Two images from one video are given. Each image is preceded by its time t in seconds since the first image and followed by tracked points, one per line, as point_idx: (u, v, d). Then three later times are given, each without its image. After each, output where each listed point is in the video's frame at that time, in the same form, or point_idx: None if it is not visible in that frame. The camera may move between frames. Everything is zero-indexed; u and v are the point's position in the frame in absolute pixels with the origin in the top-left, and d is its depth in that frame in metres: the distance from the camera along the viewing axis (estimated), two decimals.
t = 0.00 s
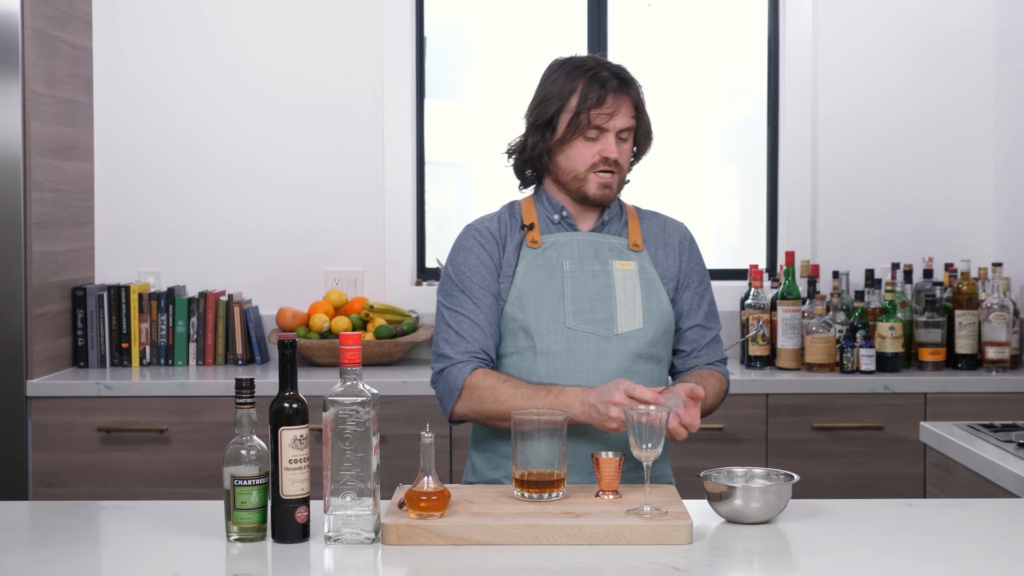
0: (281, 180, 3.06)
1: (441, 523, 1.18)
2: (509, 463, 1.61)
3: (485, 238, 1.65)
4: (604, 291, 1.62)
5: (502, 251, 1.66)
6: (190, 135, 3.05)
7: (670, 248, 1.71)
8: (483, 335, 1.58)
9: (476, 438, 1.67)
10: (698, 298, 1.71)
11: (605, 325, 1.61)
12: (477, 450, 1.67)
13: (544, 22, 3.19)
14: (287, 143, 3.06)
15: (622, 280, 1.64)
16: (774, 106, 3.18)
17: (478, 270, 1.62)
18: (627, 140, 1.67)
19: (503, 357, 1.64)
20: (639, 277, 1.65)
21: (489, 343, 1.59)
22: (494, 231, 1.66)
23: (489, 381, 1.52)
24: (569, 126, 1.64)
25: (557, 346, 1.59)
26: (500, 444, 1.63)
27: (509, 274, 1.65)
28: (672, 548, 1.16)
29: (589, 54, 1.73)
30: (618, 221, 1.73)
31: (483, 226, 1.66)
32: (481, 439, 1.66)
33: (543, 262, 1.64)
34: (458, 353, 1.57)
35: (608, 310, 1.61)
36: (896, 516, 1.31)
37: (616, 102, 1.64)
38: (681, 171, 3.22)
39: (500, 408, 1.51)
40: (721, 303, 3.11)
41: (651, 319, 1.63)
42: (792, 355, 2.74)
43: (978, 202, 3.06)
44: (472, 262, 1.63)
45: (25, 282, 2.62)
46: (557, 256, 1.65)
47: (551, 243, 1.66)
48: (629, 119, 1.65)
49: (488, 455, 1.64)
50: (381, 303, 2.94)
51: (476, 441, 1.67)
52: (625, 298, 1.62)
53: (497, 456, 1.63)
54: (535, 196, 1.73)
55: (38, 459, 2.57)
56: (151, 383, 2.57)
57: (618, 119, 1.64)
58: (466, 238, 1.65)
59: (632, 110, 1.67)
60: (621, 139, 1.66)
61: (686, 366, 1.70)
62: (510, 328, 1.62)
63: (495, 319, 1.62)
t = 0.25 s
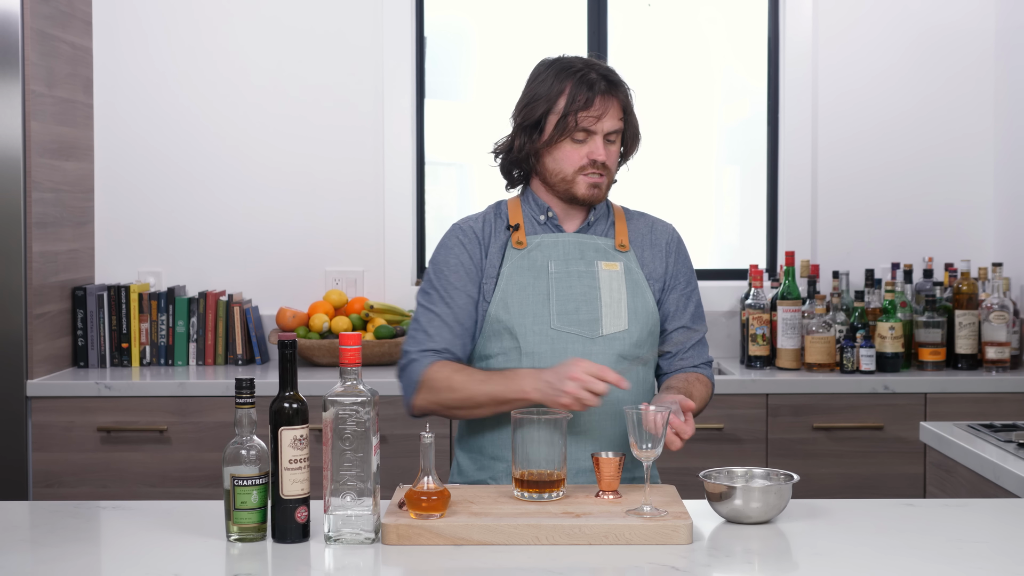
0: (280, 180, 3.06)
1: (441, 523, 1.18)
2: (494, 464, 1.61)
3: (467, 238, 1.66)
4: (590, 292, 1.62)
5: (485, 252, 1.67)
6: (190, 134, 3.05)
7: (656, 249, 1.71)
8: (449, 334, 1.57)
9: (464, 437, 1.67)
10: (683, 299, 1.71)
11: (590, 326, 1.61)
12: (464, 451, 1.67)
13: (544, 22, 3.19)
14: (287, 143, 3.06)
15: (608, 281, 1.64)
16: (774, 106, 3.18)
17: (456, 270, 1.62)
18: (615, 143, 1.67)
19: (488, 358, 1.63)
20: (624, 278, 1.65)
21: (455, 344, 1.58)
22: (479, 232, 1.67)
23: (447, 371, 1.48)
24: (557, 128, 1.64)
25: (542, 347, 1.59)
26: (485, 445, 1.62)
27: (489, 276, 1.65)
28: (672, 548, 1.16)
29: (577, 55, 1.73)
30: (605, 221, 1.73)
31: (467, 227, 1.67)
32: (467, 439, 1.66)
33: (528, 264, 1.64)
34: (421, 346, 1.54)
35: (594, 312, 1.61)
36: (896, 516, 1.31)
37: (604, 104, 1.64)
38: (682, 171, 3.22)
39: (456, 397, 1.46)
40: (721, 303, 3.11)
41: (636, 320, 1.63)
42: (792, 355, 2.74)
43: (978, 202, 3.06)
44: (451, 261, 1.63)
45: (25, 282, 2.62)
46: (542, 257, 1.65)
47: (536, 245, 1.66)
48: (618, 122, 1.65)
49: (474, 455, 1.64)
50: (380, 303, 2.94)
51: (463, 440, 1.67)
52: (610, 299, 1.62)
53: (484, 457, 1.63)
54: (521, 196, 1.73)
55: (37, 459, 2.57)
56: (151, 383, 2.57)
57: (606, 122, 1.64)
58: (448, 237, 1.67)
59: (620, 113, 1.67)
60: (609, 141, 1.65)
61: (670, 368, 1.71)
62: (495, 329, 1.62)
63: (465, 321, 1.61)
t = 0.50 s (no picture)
0: (280, 180, 3.06)
1: (441, 523, 1.18)
2: (493, 465, 1.61)
3: (463, 240, 1.68)
4: (588, 295, 1.62)
5: (482, 254, 1.68)
6: (190, 134, 3.05)
7: (657, 251, 1.71)
8: (414, 333, 1.64)
9: (461, 437, 1.67)
10: (682, 303, 1.70)
11: (588, 329, 1.61)
12: (461, 450, 1.67)
13: (544, 22, 3.19)
14: (287, 143, 3.06)
15: (607, 284, 1.64)
16: (774, 106, 3.18)
17: (444, 272, 1.66)
18: (622, 150, 1.67)
19: (486, 359, 1.63)
20: (623, 281, 1.65)
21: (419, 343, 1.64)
22: (475, 235, 1.68)
23: (399, 368, 1.58)
24: (566, 133, 1.64)
25: (540, 350, 1.60)
26: (483, 446, 1.62)
27: (479, 280, 1.67)
28: (672, 548, 1.16)
29: (591, 59, 1.72)
30: (607, 223, 1.73)
31: (464, 229, 1.69)
32: (465, 439, 1.66)
33: (527, 266, 1.65)
34: (382, 335, 1.62)
35: (592, 315, 1.62)
36: (896, 516, 1.30)
37: (615, 112, 1.64)
38: (682, 171, 3.22)
39: (402, 393, 1.57)
40: (721, 303, 3.11)
41: (634, 323, 1.63)
42: (792, 355, 2.74)
43: (978, 202, 3.06)
44: (439, 263, 1.66)
45: (25, 282, 2.62)
46: (541, 260, 1.65)
47: (535, 247, 1.66)
48: (627, 130, 1.66)
49: (472, 456, 1.65)
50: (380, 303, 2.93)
51: (460, 440, 1.67)
52: (609, 302, 1.63)
53: (481, 458, 1.63)
54: (524, 197, 1.73)
55: (37, 459, 2.57)
56: (151, 383, 2.57)
57: (616, 130, 1.64)
58: (444, 239, 1.69)
59: (630, 120, 1.67)
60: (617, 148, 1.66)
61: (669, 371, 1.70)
62: (493, 331, 1.63)
63: (437, 323, 1.66)
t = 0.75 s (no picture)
0: (281, 180, 3.06)
1: (441, 523, 1.18)
2: (493, 466, 1.61)
3: (467, 240, 1.68)
4: (590, 297, 1.62)
5: (485, 255, 1.68)
6: (190, 134, 3.05)
7: (661, 253, 1.70)
8: (416, 332, 1.64)
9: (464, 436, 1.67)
10: (687, 304, 1.68)
11: (589, 331, 1.61)
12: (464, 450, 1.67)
13: (544, 21, 3.19)
14: (287, 143, 3.06)
15: (609, 285, 1.64)
16: (774, 106, 3.18)
17: (446, 273, 1.66)
18: (626, 151, 1.66)
19: (488, 360, 1.64)
20: (626, 283, 1.65)
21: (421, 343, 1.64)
22: (479, 235, 1.69)
23: (399, 365, 1.58)
24: (569, 134, 1.64)
25: (540, 351, 1.60)
26: (485, 446, 1.63)
27: (481, 281, 1.68)
28: (672, 548, 1.16)
29: (597, 59, 1.71)
30: (612, 223, 1.72)
31: (468, 229, 1.69)
32: (468, 439, 1.66)
33: (529, 268, 1.65)
34: (385, 334, 1.63)
35: (593, 316, 1.62)
36: (896, 516, 1.30)
37: (619, 113, 1.63)
38: (681, 171, 3.22)
39: (402, 391, 1.57)
40: (721, 303, 3.11)
41: (636, 325, 1.63)
42: (792, 355, 2.74)
43: (978, 202, 3.06)
44: (442, 263, 1.67)
45: (25, 282, 2.62)
46: (544, 261, 1.65)
47: (538, 248, 1.67)
48: (631, 131, 1.65)
49: (474, 456, 1.65)
50: (381, 304, 2.93)
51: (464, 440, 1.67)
52: (611, 304, 1.63)
53: (483, 458, 1.63)
54: (529, 197, 1.74)
55: (37, 459, 2.57)
56: (151, 383, 2.57)
57: (619, 131, 1.63)
58: (448, 240, 1.69)
59: (634, 122, 1.66)
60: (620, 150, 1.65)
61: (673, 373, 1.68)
62: (494, 332, 1.63)
63: (439, 323, 1.66)
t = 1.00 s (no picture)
0: (281, 180, 3.06)
1: (441, 523, 1.18)
2: (494, 466, 1.61)
3: (468, 241, 1.69)
4: (590, 297, 1.62)
5: (486, 256, 1.68)
6: (190, 134, 3.05)
7: (663, 252, 1.70)
8: (418, 333, 1.64)
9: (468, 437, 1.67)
10: (689, 303, 1.68)
11: (589, 332, 1.61)
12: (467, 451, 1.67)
13: (544, 21, 3.19)
14: (287, 143, 3.06)
15: (610, 285, 1.63)
16: (774, 106, 3.18)
17: (447, 274, 1.67)
18: (626, 150, 1.66)
19: (489, 361, 1.64)
20: (627, 283, 1.64)
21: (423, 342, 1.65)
22: (480, 236, 1.69)
23: (401, 365, 1.58)
24: (568, 133, 1.64)
25: (540, 352, 1.60)
26: (487, 447, 1.63)
27: (482, 282, 1.68)
28: (672, 548, 1.16)
29: (597, 58, 1.71)
30: (613, 223, 1.72)
31: (468, 230, 1.70)
32: (470, 439, 1.66)
33: (530, 268, 1.65)
34: (387, 334, 1.63)
35: (593, 317, 1.62)
36: (896, 516, 1.30)
37: (619, 112, 1.63)
38: (681, 171, 3.22)
39: (403, 391, 1.57)
40: (721, 303, 3.11)
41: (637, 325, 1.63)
42: (792, 355, 2.74)
43: (978, 202, 3.06)
44: (443, 263, 1.67)
45: (25, 282, 2.62)
46: (544, 261, 1.65)
47: (539, 249, 1.66)
48: (631, 130, 1.64)
49: (477, 456, 1.65)
50: (381, 303, 2.93)
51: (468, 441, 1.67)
52: (611, 304, 1.62)
53: (485, 459, 1.63)
54: (530, 197, 1.74)
55: (37, 459, 2.57)
56: (151, 383, 2.57)
57: (619, 130, 1.63)
58: (449, 241, 1.69)
59: (634, 121, 1.65)
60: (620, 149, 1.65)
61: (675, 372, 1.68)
62: (495, 332, 1.63)
63: (441, 324, 1.66)
